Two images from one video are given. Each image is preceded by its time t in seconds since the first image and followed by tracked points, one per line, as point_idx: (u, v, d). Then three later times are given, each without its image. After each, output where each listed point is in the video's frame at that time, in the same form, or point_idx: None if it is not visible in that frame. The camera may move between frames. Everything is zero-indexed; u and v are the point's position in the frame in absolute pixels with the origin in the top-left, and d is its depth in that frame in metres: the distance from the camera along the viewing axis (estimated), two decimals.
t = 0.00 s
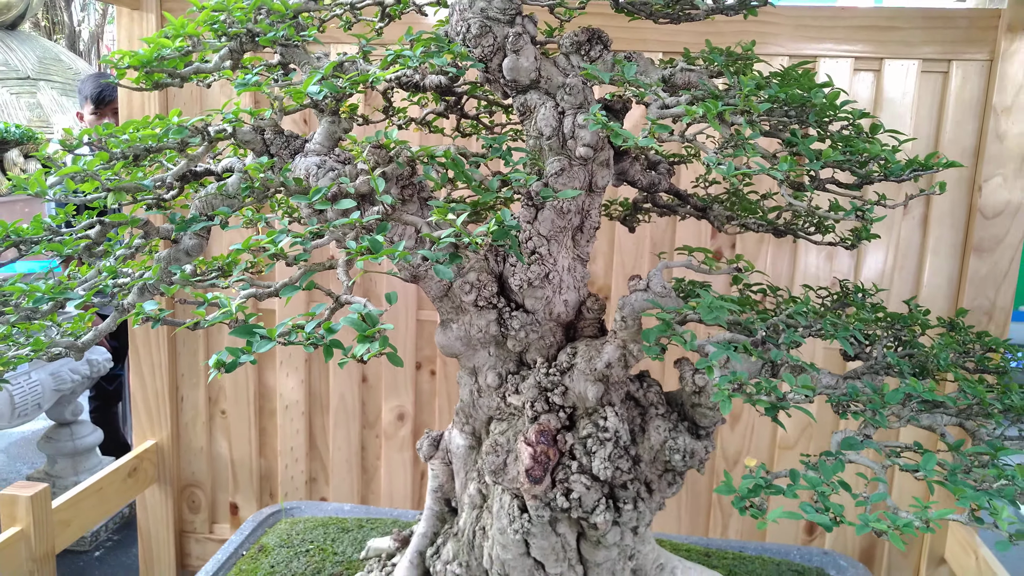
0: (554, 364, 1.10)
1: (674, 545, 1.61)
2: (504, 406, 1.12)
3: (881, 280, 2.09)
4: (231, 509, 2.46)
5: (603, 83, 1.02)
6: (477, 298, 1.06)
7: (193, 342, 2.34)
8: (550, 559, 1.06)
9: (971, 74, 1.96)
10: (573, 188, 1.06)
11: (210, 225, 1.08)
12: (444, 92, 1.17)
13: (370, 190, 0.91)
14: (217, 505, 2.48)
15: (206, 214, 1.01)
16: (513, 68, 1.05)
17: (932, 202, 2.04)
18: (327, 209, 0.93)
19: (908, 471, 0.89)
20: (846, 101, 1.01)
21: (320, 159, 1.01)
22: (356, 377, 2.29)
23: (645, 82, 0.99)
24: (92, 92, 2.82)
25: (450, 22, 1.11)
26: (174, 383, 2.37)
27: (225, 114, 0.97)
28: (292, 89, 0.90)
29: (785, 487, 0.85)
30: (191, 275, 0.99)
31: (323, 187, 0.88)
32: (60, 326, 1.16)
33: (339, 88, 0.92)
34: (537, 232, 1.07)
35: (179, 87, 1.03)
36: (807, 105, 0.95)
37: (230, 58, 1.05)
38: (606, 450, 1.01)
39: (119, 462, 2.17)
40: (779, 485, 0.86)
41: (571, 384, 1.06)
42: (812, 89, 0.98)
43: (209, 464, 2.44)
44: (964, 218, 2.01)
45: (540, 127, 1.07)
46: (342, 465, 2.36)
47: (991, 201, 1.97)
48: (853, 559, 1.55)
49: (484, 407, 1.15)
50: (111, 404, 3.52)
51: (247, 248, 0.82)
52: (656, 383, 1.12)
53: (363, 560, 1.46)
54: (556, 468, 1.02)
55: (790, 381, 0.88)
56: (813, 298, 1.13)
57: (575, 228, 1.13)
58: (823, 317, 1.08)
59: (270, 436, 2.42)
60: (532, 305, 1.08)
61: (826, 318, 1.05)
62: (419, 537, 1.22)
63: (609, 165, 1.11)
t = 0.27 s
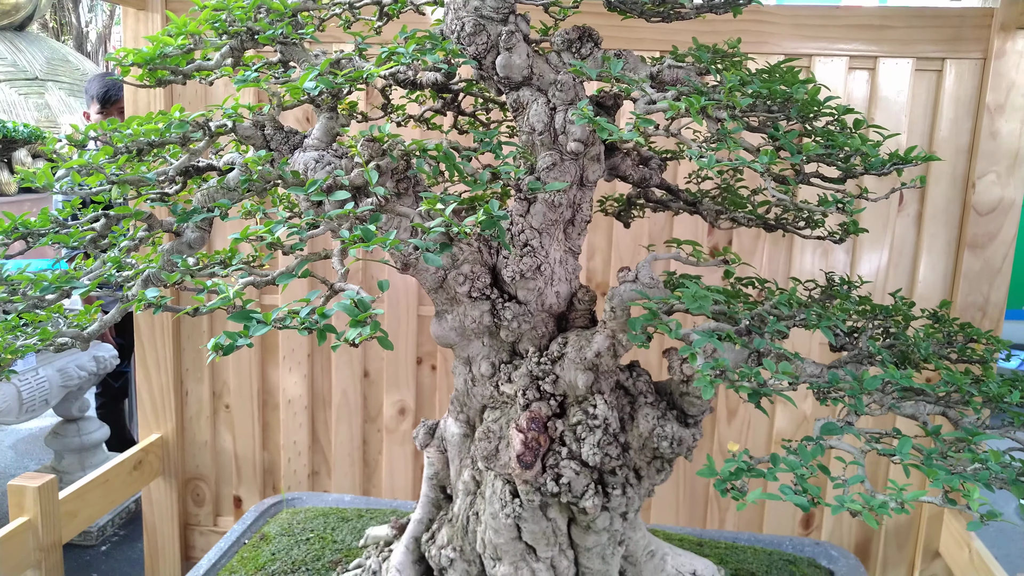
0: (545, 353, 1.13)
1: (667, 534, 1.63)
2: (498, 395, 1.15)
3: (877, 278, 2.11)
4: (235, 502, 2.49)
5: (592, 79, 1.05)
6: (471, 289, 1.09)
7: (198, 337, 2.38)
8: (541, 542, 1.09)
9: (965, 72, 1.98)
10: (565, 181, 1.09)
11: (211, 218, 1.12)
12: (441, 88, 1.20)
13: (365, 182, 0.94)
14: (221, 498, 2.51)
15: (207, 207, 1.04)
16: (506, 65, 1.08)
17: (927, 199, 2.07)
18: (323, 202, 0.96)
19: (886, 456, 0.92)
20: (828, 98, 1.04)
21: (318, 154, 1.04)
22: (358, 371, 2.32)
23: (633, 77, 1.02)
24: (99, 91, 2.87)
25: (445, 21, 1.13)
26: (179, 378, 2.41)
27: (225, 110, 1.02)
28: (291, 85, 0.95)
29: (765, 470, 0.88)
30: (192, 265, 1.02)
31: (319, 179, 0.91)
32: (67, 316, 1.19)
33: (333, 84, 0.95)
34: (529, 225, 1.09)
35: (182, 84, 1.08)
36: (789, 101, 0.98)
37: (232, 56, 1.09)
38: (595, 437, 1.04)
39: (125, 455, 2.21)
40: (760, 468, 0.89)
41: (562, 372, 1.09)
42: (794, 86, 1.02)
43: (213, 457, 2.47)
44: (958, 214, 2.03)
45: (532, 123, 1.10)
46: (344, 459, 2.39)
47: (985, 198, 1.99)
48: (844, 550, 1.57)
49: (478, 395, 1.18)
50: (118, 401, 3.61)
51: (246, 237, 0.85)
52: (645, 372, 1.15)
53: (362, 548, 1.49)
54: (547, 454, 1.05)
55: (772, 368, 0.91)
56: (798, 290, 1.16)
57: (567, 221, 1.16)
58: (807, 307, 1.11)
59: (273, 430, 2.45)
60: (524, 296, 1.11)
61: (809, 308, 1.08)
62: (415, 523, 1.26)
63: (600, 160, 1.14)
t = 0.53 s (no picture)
0: (538, 349, 1.16)
1: (662, 529, 1.66)
2: (491, 389, 1.18)
3: (872, 277, 2.13)
4: (239, 498, 2.53)
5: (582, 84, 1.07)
6: (465, 287, 1.12)
7: (203, 335, 2.42)
8: (533, 533, 1.12)
9: (959, 74, 2.01)
10: (556, 182, 1.12)
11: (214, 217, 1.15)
12: (437, 90, 1.23)
13: (360, 182, 0.97)
14: (226, 494, 2.55)
15: (209, 206, 1.08)
16: (499, 68, 1.10)
17: (922, 199, 2.09)
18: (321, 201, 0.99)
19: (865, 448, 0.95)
20: (812, 100, 1.07)
21: (316, 155, 1.08)
22: (360, 369, 2.36)
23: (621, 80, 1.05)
24: (106, 92, 2.93)
25: (441, 25, 1.16)
26: (184, 375, 2.45)
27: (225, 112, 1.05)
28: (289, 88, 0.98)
29: (747, 461, 0.90)
30: (193, 263, 1.05)
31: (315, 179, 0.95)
32: (74, 314, 1.22)
33: (330, 87, 0.99)
34: (521, 223, 1.12)
35: (184, 87, 1.11)
36: (773, 103, 1.01)
37: (233, 60, 1.12)
38: (585, 430, 1.07)
39: (131, 450, 2.25)
40: (742, 460, 0.92)
41: (553, 367, 1.12)
42: (778, 89, 1.05)
43: (218, 454, 2.51)
44: (953, 214, 2.05)
45: (524, 125, 1.13)
46: (347, 455, 2.43)
47: (979, 198, 2.01)
48: (836, 544, 1.60)
49: (472, 390, 1.21)
50: (125, 399, 3.78)
51: (245, 234, 0.89)
52: (635, 367, 1.18)
53: (361, 540, 1.52)
54: (538, 447, 1.08)
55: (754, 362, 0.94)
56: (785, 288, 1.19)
57: (559, 220, 1.19)
58: (793, 303, 1.14)
59: (277, 427, 2.49)
60: (517, 293, 1.14)
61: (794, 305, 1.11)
62: (411, 515, 1.29)
63: (591, 161, 1.17)
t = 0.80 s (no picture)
0: (535, 343, 1.19)
1: (660, 522, 1.68)
2: (490, 382, 1.21)
3: (871, 275, 2.15)
4: (247, 493, 2.57)
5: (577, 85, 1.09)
6: (465, 282, 1.15)
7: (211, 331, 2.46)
8: (530, 522, 1.15)
9: (958, 75, 2.03)
10: (553, 180, 1.15)
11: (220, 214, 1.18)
12: (439, 91, 1.26)
13: (361, 180, 1.01)
14: (234, 488, 2.58)
15: (216, 204, 1.11)
16: (498, 70, 1.14)
17: (921, 199, 2.11)
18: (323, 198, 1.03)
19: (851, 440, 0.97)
20: (802, 101, 1.10)
21: (320, 154, 1.11)
22: (365, 365, 2.39)
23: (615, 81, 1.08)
24: (117, 93, 2.99)
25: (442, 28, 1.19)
26: (193, 371, 2.49)
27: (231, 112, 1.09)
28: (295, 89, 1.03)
29: (735, 452, 0.93)
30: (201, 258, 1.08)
31: (317, 177, 0.98)
32: (85, 309, 1.26)
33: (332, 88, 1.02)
34: (519, 221, 1.15)
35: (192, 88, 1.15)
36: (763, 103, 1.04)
37: (240, 62, 1.15)
38: (580, 422, 1.10)
39: (140, 445, 2.29)
40: (730, 450, 0.94)
41: (549, 360, 1.15)
42: (769, 89, 1.07)
43: (226, 448, 2.55)
44: (951, 214, 2.07)
45: (523, 125, 1.16)
46: (353, 450, 2.46)
47: (977, 197, 2.03)
48: (832, 539, 1.62)
49: (472, 383, 1.24)
50: (134, 396, 3.96)
51: (249, 230, 0.92)
52: (631, 362, 1.20)
53: (365, 531, 1.55)
54: (535, 438, 1.11)
55: (743, 355, 0.96)
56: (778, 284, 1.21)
57: (556, 218, 1.23)
58: (784, 299, 1.17)
59: (284, 423, 2.53)
60: (515, 289, 1.17)
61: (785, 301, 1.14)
62: (413, 505, 1.32)
63: (588, 160, 1.19)
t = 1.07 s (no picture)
0: (543, 337, 1.22)
1: (664, 515, 1.71)
2: (499, 375, 1.25)
3: (875, 274, 2.18)
4: (258, 486, 2.61)
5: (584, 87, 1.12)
6: (475, 278, 1.18)
7: (223, 327, 2.50)
8: (537, 511, 1.19)
9: (960, 76, 2.05)
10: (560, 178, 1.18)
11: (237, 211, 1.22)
12: (450, 92, 1.29)
13: (376, 178, 1.04)
14: (245, 482, 2.62)
15: (234, 201, 1.15)
16: (507, 71, 1.17)
17: (924, 199, 2.14)
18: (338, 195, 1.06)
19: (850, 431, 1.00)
20: (803, 102, 1.13)
21: (335, 152, 1.14)
22: (375, 361, 2.43)
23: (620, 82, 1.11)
24: (131, 92, 3.04)
25: (453, 30, 1.22)
26: (206, 366, 2.53)
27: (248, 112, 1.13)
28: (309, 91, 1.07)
29: (737, 441, 0.96)
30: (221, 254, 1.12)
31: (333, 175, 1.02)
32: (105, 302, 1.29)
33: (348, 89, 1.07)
34: (527, 218, 1.19)
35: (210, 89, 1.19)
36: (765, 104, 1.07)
37: (257, 63, 1.19)
38: (586, 413, 1.13)
39: (154, 438, 2.33)
40: (731, 440, 0.98)
41: (557, 354, 1.18)
42: (771, 91, 1.11)
43: (238, 443, 2.59)
44: (954, 214, 2.10)
45: (531, 125, 1.19)
46: (362, 445, 2.50)
47: (980, 197, 2.05)
48: (834, 532, 1.65)
49: (481, 376, 1.27)
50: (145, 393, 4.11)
51: (268, 225, 0.95)
52: (636, 356, 1.24)
53: (376, 522, 1.59)
54: (542, 429, 1.15)
55: (744, 348, 0.99)
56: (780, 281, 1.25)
57: (564, 216, 1.26)
58: (786, 295, 1.20)
59: (294, 418, 2.56)
60: (524, 284, 1.20)
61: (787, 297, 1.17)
62: (423, 494, 1.36)
63: (595, 159, 1.23)
